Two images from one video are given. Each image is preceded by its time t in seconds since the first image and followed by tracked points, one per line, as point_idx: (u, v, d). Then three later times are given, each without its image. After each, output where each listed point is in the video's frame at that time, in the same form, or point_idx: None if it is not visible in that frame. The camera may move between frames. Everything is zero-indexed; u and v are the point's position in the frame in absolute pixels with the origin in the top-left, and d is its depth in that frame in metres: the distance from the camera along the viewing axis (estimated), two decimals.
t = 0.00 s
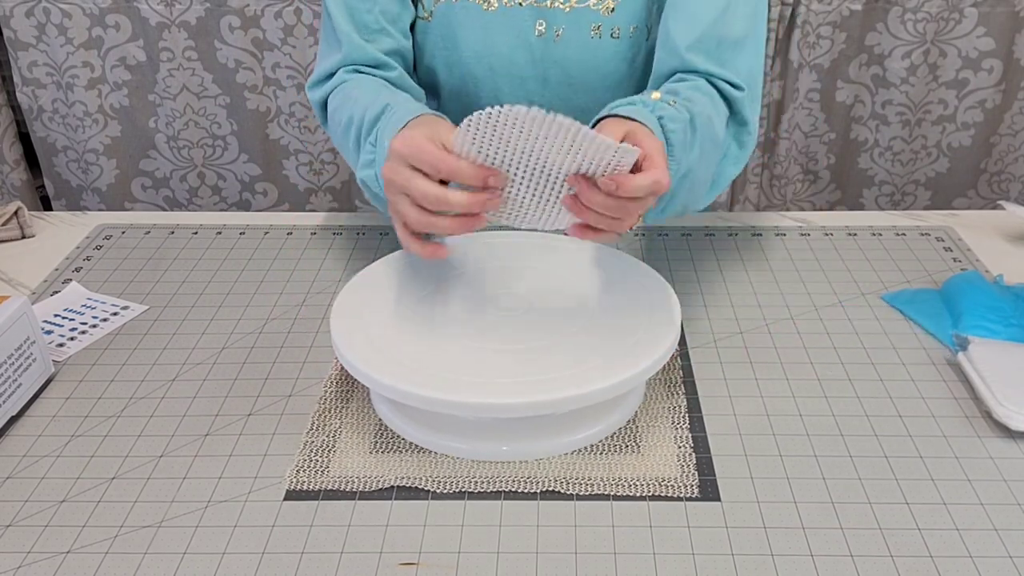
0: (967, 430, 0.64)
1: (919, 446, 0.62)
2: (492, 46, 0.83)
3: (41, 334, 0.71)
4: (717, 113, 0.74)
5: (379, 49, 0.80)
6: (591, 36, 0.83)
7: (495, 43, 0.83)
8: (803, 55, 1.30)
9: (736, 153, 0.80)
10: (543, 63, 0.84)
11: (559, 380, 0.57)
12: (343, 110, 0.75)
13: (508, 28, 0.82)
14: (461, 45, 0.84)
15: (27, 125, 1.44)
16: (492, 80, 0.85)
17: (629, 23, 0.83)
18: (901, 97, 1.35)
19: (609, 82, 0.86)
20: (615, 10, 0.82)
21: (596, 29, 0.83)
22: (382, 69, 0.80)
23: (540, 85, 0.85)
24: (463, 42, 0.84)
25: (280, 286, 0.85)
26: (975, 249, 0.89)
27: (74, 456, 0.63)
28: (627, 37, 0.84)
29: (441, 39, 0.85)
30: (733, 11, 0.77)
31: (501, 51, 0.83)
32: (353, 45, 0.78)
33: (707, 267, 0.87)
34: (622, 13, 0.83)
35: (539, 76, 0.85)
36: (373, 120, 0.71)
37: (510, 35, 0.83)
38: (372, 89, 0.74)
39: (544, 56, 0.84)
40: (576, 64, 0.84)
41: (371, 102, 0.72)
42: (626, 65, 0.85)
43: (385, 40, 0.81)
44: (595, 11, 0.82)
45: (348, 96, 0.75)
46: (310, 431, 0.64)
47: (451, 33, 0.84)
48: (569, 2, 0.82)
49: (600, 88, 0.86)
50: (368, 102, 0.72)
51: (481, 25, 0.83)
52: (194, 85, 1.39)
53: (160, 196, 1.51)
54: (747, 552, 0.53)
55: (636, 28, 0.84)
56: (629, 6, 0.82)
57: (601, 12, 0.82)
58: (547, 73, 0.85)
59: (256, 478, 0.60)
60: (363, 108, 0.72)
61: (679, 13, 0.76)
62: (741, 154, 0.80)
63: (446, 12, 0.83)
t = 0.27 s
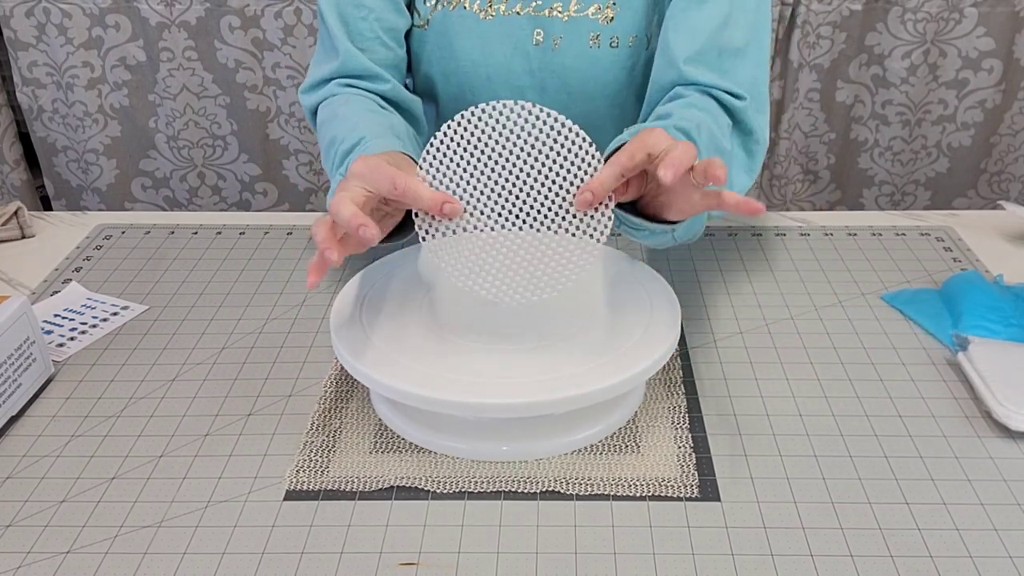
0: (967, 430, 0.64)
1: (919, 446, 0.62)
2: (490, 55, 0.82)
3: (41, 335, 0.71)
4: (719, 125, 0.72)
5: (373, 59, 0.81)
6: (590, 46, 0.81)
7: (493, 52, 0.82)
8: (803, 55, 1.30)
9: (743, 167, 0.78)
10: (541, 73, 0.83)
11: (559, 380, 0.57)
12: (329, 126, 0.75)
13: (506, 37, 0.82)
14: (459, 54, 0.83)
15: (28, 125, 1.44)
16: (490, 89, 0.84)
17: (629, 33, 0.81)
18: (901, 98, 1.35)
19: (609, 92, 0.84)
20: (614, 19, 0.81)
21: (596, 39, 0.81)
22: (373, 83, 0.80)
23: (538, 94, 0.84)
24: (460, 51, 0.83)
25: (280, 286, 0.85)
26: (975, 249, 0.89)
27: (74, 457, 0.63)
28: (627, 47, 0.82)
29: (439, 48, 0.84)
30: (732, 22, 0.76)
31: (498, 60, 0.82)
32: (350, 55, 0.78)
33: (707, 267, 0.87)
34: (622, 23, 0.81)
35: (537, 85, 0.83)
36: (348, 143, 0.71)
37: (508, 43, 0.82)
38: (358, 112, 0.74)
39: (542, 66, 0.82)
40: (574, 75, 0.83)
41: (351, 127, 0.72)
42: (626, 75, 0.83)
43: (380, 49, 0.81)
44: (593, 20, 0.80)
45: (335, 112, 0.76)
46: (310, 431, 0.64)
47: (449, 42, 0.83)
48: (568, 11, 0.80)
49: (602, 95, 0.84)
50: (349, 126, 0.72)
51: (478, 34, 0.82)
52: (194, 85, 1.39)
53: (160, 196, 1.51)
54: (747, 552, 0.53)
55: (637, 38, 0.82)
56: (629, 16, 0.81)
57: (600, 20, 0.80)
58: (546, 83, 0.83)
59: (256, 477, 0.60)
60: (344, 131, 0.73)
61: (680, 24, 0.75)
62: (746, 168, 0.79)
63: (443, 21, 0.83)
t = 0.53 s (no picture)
0: (967, 430, 0.64)
1: (919, 446, 0.62)
2: (490, 60, 0.82)
3: (42, 335, 0.71)
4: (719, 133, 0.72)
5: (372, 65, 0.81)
6: (591, 52, 0.81)
7: (493, 57, 0.82)
8: (803, 55, 1.30)
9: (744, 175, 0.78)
10: (542, 78, 0.83)
11: (559, 380, 0.57)
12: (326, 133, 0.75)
13: (506, 42, 0.81)
14: (459, 60, 0.83)
15: (27, 125, 1.44)
16: (491, 94, 0.84)
17: (630, 38, 0.81)
18: (901, 98, 1.35)
19: (610, 96, 0.84)
20: (615, 25, 0.81)
21: (597, 45, 0.81)
22: (372, 89, 0.79)
23: (539, 99, 0.84)
24: (461, 57, 0.83)
25: (280, 286, 0.85)
26: (975, 249, 0.89)
27: (75, 457, 0.63)
28: (628, 53, 0.82)
29: (440, 53, 0.84)
30: (734, 28, 0.76)
31: (498, 65, 0.82)
32: (350, 61, 0.78)
33: (707, 267, 0.87)
34: (624, 28, 0.81)
35: (538, 90, 0.83)
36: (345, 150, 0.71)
37: (509, 49, 0.82)
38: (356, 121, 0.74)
39: (543, 72, 0.82)
40: (575, 80, 0.82)
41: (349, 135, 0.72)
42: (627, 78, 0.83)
43: (378, 54, 0.81)
44: (595, 26, 0.80)
45: (333, 119, 0.76)
46: (310, 431, 0.64)
47: (450, 48, 0.83)
48: (569, 16, 0.80)
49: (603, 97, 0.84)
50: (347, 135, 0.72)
51: (478, 39, 0.82)
52: (194, 85, 1.39)
53: (160, 196, 1.51)
54: (747, 552, 0.53)
55: (638, 43, 0.82)
56: (631, 22, 0.80)
57: (602, 25, 0.80)
58: (547, 88, 0.83)
59: (256, 477, 0.60)
60: (343, 137, 0.72)
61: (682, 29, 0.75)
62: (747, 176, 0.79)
63: (443, 26, 0.83)
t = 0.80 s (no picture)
0: (968, 430, 0.64)
1: (920, 446, 0.62)
2: (491, 62, 0.82)
3: (41, 335, 0.71)
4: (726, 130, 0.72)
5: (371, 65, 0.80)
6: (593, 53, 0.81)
7: (493, 59, 0.82)
8: (803, 54, 1.30)
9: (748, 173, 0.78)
10: (542, 80, 0.82)
11: (560, 380, 0.57)
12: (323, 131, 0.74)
13: (506, 44, 0.81)
14: (460, 61, 0.83)
15: (27, 125, 1.44)
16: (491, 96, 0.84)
17: (632, 40, 0.81)
18: (902, 97, 1.35)
19: (610, 96, 0.84)
20: (616, 26, 0.80)
21: (599, 46, 0.81)
22: (370, 89, 0.79)
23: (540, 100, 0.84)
24: (461, 58, 0.82)
25: (279, 286, 0.84)
26: (975, 249, 0.89)
27: (74, 457, 0.63)
28: (629, 54, 0.82)
29: (440, 54, 0.84)
30: (739, 29, 0.75)
31: (499, 67, 0.82)
32: (348, 61, 0.77)
33: (707, 266, 0.87)
34: (625, 29, 0.80)
35: (539, 92, 0.83)
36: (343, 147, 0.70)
37: (509, 50, 0.81)
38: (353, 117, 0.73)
39: (544, 74, 0.82)
40: (576, 81, 0.82)
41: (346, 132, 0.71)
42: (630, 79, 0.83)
43: (378, 55, 0.81)
44: (596, 28, 0.80)
45: (331, 116, 0.74)
46: (310, 432, 0.64)
47: (450, 49, 0.83)
48: (570, 18, 0.80)
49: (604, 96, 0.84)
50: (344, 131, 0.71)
51: (478, 41, 0.81)
52: (193, 85, 1.39)
53: (160, 196, 1.51)
54: (748, 552, 0.53)
55: (639, 44, 0.82)
56: (632, 23, 0.80)
57: (603, 27, 0.80)
58: (548, 90, 0.83)
59: (256, 477, 0.60)
60: (341, 133, 0.71)
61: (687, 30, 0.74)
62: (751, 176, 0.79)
63: (444, 27, 0.83)
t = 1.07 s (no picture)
0: (967, 430, 0.64)
1: (920, 446, 0.62)
2: (491, 63, 0.82)
3: (41, 335, 0.71)
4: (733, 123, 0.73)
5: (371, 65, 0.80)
6: (594, 54, 0.81)
7: (494, 60, 0.82)
8: (803, 54, 1.30)
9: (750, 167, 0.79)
10: (543, 80, 0.83)
11: (561, 380, 0.57)
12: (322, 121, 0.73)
13: (507, 44, 0.81)
14: (460, 62, 0.83)
15: (27, 125, 1.44)
16: (491, 95, 0.84)
17: (632, 40, 0.81)
18: (902, 97, 1.35)
19: (610, 95, 0.84)
20: (616, 27, 0.80)
21: (599, 47, 0.81)
22: (368, 85, 0.78)
23: (540, 100, 0.84)
24: (462, 59, 0.82)
25: (279, 285, 0.84)
26: (975, 249, 0.89)
27: (74, 457, 0.63)
28: (629, 55, 0.82)
29: (440, 54, 0.84)
30: (743, 29, 0.75)
31: (500, 68, 0.82)
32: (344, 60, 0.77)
33: (707, 266, 0.87)
34: (625, 30, 0.80)
35: (539, 92, 0.83)
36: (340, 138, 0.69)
37: (510, 51, 0.81)
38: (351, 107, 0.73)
39: (544, 74, 0.82)
40: (576, 81, 0.83)
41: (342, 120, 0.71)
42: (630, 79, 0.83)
43: (378, 54, 0.80)
44: (596, 29, 0.80)
45: (329, 106, 0.73)
46: (310, 432, 0.64)
47: (450, 50, 0.83)
48: (571, 19, 0.80)
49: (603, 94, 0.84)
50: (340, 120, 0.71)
51: (479, 41, 0.81)
52: (193, 85, 1.39)
53: (160, 196, 1.51)
54: (748, 552, 0.53)
55: (639, 45, 0.81)
56: (633, 23, 0.80)
57: (603, 28, 0.80)
58: (548, 91, 0.83)
59: (256, 477, 0.60)
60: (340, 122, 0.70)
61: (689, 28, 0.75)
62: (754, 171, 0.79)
63: (443, 28, 0.82)
